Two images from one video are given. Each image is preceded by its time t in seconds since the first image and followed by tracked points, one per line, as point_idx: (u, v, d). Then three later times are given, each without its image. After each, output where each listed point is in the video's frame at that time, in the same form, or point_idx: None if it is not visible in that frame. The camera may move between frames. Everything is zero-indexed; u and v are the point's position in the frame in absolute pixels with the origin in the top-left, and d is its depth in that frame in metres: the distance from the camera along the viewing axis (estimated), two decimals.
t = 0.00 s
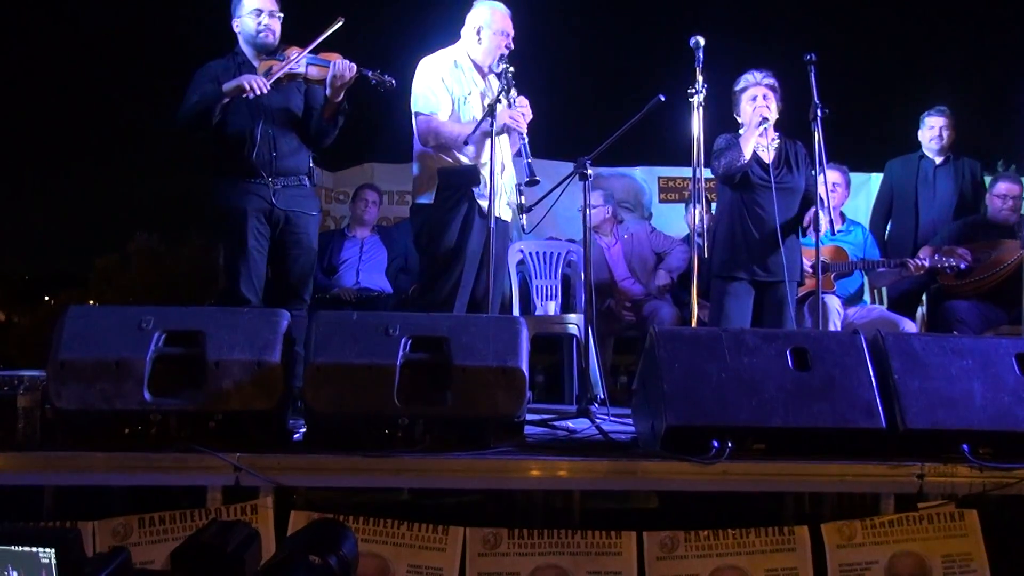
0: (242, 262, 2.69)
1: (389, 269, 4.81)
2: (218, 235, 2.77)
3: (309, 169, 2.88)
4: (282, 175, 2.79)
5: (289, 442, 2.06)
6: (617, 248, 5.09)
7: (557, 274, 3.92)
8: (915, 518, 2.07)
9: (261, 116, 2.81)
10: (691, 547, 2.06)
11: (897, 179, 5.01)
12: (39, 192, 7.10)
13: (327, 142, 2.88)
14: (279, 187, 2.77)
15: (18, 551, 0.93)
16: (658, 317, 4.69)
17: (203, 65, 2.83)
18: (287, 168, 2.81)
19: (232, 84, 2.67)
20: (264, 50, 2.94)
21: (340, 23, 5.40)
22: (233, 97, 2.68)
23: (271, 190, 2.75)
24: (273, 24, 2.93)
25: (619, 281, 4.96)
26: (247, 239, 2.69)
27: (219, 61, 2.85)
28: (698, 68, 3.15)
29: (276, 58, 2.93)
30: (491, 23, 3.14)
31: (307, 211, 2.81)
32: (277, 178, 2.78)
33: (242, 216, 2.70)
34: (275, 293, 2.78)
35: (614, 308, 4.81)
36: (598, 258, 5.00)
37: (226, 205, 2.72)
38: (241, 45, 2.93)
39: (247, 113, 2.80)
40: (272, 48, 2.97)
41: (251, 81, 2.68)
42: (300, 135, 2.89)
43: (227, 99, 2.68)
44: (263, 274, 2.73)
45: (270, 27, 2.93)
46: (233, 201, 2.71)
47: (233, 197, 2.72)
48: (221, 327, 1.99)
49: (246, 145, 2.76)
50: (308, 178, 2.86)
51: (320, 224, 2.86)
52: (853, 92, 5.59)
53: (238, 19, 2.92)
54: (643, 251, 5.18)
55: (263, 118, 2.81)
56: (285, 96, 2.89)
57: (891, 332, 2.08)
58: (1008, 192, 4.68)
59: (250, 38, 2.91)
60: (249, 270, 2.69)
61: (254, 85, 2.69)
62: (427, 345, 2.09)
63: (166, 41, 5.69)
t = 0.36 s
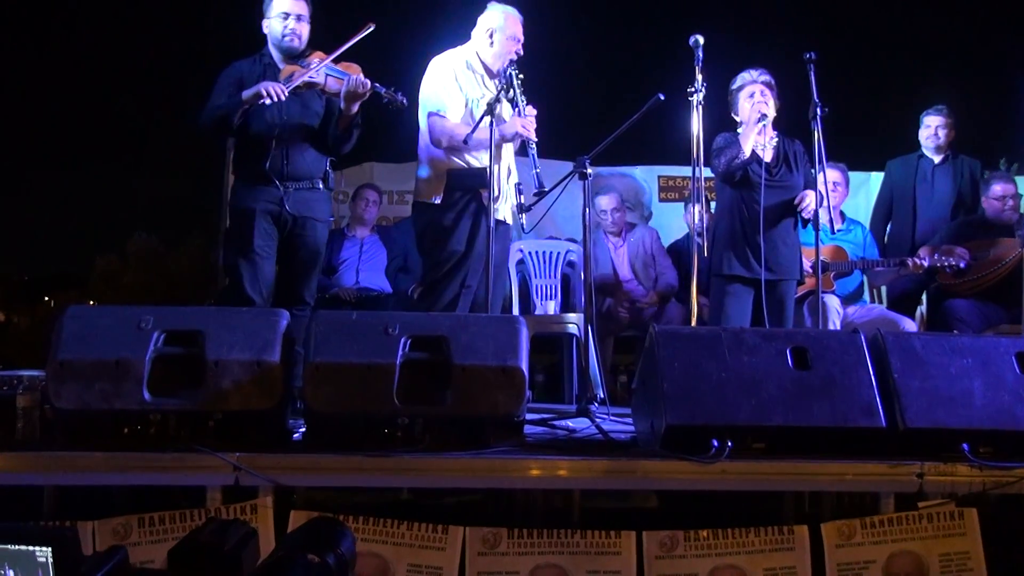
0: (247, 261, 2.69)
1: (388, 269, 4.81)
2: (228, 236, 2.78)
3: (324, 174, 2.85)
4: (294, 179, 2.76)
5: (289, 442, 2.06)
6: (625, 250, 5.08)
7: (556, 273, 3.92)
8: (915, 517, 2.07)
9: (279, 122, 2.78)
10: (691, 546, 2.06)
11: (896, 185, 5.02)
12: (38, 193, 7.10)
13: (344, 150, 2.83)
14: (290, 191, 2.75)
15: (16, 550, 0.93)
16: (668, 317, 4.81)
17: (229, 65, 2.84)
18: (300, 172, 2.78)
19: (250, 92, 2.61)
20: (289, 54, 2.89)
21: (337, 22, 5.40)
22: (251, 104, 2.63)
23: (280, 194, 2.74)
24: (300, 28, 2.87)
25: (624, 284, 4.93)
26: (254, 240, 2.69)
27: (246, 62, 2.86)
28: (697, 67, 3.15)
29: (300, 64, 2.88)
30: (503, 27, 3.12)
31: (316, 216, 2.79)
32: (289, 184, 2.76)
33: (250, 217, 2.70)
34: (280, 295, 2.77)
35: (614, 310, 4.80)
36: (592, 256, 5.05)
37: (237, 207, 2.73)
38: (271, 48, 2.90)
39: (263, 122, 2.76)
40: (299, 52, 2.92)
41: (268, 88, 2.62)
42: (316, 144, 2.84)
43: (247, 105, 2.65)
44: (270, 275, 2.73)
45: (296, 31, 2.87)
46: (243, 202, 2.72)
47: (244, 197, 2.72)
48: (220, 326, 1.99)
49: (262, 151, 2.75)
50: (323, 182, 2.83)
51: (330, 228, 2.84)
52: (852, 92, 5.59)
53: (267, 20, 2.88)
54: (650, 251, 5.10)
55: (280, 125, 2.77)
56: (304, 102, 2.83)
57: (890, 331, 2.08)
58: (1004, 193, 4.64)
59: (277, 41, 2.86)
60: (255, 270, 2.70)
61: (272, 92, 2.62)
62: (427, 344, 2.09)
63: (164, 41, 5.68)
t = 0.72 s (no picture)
0: (253, 261, 2.69)
1: (390, 268, 4.81)
2: (233, 236, 2.78)
3: (334, 174, 2.83)
4: (303, 179, 2.76)
5: (289, 442, 2.06)
6: (634, 253, 5.08)
7: (558, 274, 3.92)
8: (914, 519, 2.07)
9: (292, 121, 2.78)
10: (691, 547, 2.06)
11: (897, 190, 5.02)
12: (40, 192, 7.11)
13: (357, 151, 2.84)
14: (299, 190, 2.74)
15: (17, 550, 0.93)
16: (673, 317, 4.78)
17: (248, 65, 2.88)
18: (309, 171, 2.76)
19: (246, 91, 2.63)
20: (307, 54, 2.91)
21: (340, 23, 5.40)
22: (249, 103, 2.65)
23: (289, 193, 2.73)
24: (319, 29, 2.89)
25: (631, 287, 4.98)
26: (260, 240, 2.69)
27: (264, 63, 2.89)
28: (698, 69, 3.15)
29: (316, 64, 2.92)
30: (508, 29, 3.11)
31: (323, 215, 2.76)
32: (299, 183, 2.75)
33: (257, 217, 2.70)
34: (286, 293, 2.77)
35: (617, 316, 4.89)
36: (596, 257, 5.08)
37: (246, 207, 2.73)
38: (290, 49, 2.93)
39: (274, 123, 2.76)
40: (316, 52, 2.94)
41: (265, 87, 2.63)
42: (328, 146, 2.83)
43: (246, 105, 2.67)
44: (276, 275, 2.73)
45: (315, 31, 2.89)
46: (253, 202, 2.72)
47: (254, 197, 2.72)
48: (222, 326, 1.99)
49: (275, 151, 2.75)
50: (333, 182, 2.81)
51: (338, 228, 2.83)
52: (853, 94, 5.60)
53: (287, 21, 2.91)
54: (659, 257, 5.08)
55: (292, 125, 2.77)
56: (315, 102, 2.84)
57: (891, 333, 2.08)
58: (1004, 197, 4.60)
59: (296, 41, 2.89)
60: (261, 270, 2.70)
61: (269, 91, 2.63)
62: (427, 345, 2.09)
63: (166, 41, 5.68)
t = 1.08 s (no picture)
0: (254, 261, 2.69)
1: (389, 268, 4.82)
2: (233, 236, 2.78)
3: (335, 174, 2.82)
4: (303, 179, 2.75)
5: (288, 442, 2.06)
6: (638, 255, 5.06)
7: (557, 274, 3.93)
8: (913, 519, 2.07)
9: (291, 122, 2.78)
10: (690, 547, 2.06)
11: (896, 190, 5.02)
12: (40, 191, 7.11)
13: (358, 150, 2.83)
14: (299, 190, 2.74)
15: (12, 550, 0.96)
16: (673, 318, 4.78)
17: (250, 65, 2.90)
18: (310, 171, 2.76)
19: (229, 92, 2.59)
20: (310, 55, 2.89)
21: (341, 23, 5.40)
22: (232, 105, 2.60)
23: (289, 193, 2.73)
24: (322, 31, 2.88)
25: (633, 289, 4.95)
26: (260, 240, 2.69)
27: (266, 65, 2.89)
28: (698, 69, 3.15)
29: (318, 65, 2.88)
30: (505, 28, 3.12)
31: (323, 215, 2.77)
32: (299, 183, 2.75)
33: (258, 217, 2.70)
34: (286, 293, 2.78)
35: (618, 316, 4.88)
36: (599, 258, 5.05)
37: (246, 208, 2.73)
38: (294, 51, 2.92)
39: (274, 123, 2.77)
40: (319, 53, 2.92)
41: (247, 88, 2.58)
42: (329, 146, 2.82)
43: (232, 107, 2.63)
44: (276, 275, 2.73)
45: (318, 33, 2.88)
46: (253, 202, 2.72)
47: (254, 197, 2.73)
48: (221, 326, 1.99)
49: (274, 151, 2.76)
50: (333, 182, 2.81)
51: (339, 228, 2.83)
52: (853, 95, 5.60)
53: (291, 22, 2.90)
54: (662, 258, 5.07)
55: (293, 126, 2.77)
56: (316, 102, 2.83)
57: (890, 333, 2.08)
58: (1002, 196, 4.61)
59: (298, 43, 2.88)
60: (262, 270, 2.70)
61: (250, 92, 2.58)
62: (427, 344, 2.09)
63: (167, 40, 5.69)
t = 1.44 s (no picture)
0: (251, 262, 2.69)
1: (389, 269, 4.81)
2: (232, 237, 2.78)
3: (330, 174, 2.83)
4: (300, 179, 2.76)
5: (287, 443, 2.06)
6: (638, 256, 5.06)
7: (556, 275, 3.94)
8: (912, 520, 2.07)
9: (287, 122, 2.79)
10: (690, 548, 2.06)
11: (892, 187, 5.00)
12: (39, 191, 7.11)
13: (351, 150, 2.85)
14: (297, 191, 2.75)
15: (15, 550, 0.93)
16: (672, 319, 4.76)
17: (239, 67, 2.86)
18: (306, 172, 2.76)
19: (244, 91, 2.62)
20: (302, 56, 2.88)
21: (340, 24, 5.40)
22: (246, 103, 2.64)
23: (287, 193, 2.73)
24: (315, 32, 2.87)
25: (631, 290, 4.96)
26: (258, 241, 2.69)
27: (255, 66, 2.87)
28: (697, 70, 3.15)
29: (312, 66, 2.89)
30: (501, 28, 3.10)
31: (321, 215, 2.77)
32: (297, 183, 2.75)
33: (255, 218, 2.70)
34: (285, 294, 2.78)
35: (614, 315, 4.84)
36: (598, 259, 5.04)
37: (242, 207, 2.73)
38: (283, 51, 2.90)
39: (271, 123, 2.77)
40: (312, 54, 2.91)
41: (262, 87, 2.62)
42: (324, 145, 2.83)
43: (243, 104, 2.66)
44: (274, 276, 2.72)
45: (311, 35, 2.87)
46: (249, 203, 2.71)
47: (251, 198, 2.72)
48: (221, 327, 1.99)
49: (270, 152, 2.75)
50: (329, 183, 2.81)
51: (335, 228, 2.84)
52: (852, 96, 5.61)
53: (280, 23, 2.87)
54: (662, 259, 5.08)
55: (289, 126, 2.78)
56: (310, 102, 2.84)
57: (890, 334, 2.08)
58: (1003, 197, 4.70)
59: (291, 45, 2.85)
60: (259, 272, 2.69)
61: (266, 91, 2.62)
62: (427, 345, 2.09)
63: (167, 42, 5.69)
